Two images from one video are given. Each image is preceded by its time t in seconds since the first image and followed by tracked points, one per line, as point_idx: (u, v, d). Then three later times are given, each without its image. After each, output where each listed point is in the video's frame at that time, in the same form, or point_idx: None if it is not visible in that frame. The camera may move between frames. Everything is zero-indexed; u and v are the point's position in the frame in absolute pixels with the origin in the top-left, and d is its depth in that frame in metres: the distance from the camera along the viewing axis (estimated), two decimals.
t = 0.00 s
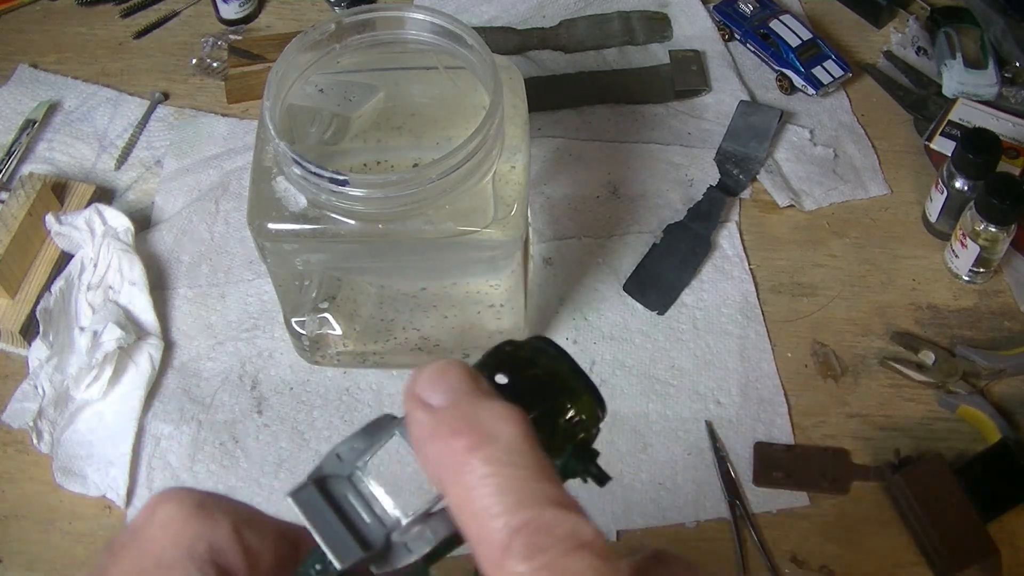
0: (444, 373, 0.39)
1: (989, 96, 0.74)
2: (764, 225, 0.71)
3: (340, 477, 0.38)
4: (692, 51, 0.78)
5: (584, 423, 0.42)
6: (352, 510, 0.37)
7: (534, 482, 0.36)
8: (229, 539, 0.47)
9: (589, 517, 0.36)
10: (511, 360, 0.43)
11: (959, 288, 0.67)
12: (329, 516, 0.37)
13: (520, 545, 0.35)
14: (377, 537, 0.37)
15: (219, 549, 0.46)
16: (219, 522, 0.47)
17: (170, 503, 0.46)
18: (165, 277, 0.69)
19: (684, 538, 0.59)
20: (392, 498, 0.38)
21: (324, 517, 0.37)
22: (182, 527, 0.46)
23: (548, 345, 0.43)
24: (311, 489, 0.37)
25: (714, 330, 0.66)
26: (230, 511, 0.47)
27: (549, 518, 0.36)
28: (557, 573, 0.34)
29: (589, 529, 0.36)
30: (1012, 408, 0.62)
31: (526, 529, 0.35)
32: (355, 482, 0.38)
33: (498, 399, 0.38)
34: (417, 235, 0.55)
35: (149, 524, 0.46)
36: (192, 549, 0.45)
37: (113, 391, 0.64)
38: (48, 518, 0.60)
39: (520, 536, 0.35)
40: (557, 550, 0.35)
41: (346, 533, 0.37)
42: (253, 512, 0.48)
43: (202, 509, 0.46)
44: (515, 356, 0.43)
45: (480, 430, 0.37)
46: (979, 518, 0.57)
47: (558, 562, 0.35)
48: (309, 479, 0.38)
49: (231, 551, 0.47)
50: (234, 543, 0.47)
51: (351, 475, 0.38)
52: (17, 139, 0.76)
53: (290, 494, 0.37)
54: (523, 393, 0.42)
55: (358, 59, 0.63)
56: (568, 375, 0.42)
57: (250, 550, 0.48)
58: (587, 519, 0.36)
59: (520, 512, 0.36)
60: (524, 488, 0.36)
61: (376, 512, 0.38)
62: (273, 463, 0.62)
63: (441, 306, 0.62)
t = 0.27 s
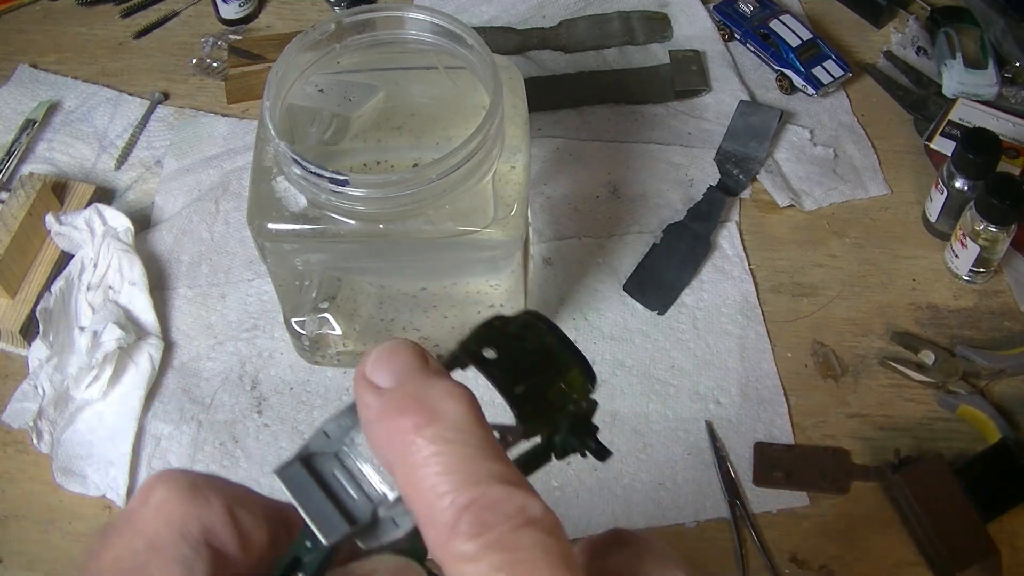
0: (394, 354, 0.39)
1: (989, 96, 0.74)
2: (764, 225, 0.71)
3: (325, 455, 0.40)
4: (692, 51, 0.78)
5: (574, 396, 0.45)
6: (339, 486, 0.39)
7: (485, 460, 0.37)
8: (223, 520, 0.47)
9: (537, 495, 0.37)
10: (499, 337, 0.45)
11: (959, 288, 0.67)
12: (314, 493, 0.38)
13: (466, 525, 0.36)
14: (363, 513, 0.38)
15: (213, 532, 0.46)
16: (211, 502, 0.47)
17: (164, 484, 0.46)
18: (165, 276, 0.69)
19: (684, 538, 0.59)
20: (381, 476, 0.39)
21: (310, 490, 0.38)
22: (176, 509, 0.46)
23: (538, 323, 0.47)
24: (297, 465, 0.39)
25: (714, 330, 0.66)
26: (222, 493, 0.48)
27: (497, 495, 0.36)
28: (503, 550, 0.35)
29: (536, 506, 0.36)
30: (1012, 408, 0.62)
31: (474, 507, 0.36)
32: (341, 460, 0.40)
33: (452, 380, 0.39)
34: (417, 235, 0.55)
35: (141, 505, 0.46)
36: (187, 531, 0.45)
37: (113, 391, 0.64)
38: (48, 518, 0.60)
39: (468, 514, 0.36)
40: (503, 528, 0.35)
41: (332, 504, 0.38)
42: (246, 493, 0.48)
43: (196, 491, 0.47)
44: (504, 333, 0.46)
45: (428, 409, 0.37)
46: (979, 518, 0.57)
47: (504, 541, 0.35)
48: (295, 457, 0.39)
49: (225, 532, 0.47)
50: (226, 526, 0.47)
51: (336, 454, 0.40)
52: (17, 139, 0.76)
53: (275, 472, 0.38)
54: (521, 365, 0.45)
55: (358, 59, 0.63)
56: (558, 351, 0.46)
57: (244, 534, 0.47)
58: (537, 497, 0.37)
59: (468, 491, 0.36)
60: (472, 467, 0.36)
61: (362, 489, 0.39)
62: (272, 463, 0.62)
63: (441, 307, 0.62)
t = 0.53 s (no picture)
0: (424, 414, 0.39)
1: (989, 96, 0.74)
2: (764, 225, 0.71)
3: (251, 407, 0.36)
4: (692, 51, 0.78)
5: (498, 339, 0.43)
6: (262, 437, 0.36)
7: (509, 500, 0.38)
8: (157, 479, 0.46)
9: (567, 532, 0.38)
10: (416, 285, 0.43)
11: (958, 287, 0.67)
12: (238, 444, 0.35)
13: (500, 564, 0.37)
14: (288, 463, 0.36)
15: (145, 490, 0.46)
16: (144, 463, 0.46)
17: (96, 446, 0.46)
18: (165, 276, 0.69)
19: (684, 538, 0.59)
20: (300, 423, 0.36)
21: (234, 447, 0.35)
22: (108, 470, 0.45)
23: (459, 271, 0.44)
24: (221, 420, 0.36)
25: (714, 330, 0.66)
26: (156, 454, 0.47)
27: (522, 534, 0.38)
28: None
29: (566, 542, 0.37)
30: (1011, 408, 0.62)
31: (504, 548, 0.38)
32: (265, 410, 0.36)
33: (478, 431, 0.40)
34: (417, 236, 0.55)
35: (76, 470, 0.46)
36: (118, 491, 0.45)
37: (112, 391, 0.64)
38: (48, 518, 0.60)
39: (499, 555, 0.38)
40: (533, 564, 0.37)
41: (256, 458, 0.35)
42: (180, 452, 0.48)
43: (129, 452, 0.46)
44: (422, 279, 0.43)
45: (460, 462, 0.39)
46: (980, 518, 0.57)
47: None
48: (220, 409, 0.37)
49: (158, 491, 0.46)
50: (159, 485, 0.46)
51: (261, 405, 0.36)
52: (17, 139, 0.76)
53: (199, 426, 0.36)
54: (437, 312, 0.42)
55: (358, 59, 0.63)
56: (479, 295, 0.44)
57: (178, 493, 0.47)
58: (567, 532, 0.38)
59: (502, 532, 0.38)
60: (503, 508, 0.38)
61: (287, 438, 0.36)
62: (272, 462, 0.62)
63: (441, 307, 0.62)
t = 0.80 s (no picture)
0: (450, 378, 0.38)
1: (989, 96, 0.74)
2: (764, 225, 0.71)
3: (262, 413, 0.36)
4: (692, 51, 0.78)
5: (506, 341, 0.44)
6: (273, 445, 0.36)
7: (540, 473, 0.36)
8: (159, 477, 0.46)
9: (601, 507, 0.36)
10: (427, 286, 0.43)
11: (959, 288, 0.67)
12: (250, 455, 0.35)
13: (528, 539, 0.35)
14: (300, 474, 0.36)
15: (148, 488, 0.46)
16: (146, 460, 0.46)
17: (96, 443, 0.45)
18: (165, 276, 0.69)
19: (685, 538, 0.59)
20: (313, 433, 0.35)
21: (246, 457, 0.35)
22: (110, 468, 0.45)
23: (466, 268, 0.46)
24: (233, 428, 0.35)
25: (714, 330, 0.66)
26: (158, 449, 0.47)
27: (554, 508, 0.36)
28: (567, 564, 0.34)
29: (601, 518, 0.36)
30: (1011, 408, 0.62)
31: (533, 521, 0.36)
32: (276, 417, 0.36)
33: (507, 397, 0.38)
34: (417, 236, 0.55)
35: (75, 468, 0.45)
36: (122, 491, 0.45)
37: (113, 391, 0.64)
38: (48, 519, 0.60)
39: (527, 528, 0.35)
40: (566, 541, 0.35)
41: (268, 469, 0.35)
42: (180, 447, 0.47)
43: (129, 449, 0.46)
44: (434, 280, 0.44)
45: (488, 425, 0.37)
46: (980, 519, 0.57)
47: (567, 554, 0.35)
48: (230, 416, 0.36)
49: (161, 489, 0.46)
50: (162, 482, 0.46)
51: (272, 411, 0.36)
52: (17, 139, 0.76)
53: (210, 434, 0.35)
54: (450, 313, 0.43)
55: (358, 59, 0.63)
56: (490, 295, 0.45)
57: (181, 488, 0.47)
58: (601, 508, 0.36)
59: (532, 505, 0.36)
60: (534, 478, 0.36)
61: (298, 446, 0.36)
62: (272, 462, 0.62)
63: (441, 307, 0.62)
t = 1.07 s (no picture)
0: (418, 312, 0.37)
1: (989, 96, 0.74)
2: (763, 225, 0.71)
3: (318, 463, 0.38)
4: (692, 51, 0.78)
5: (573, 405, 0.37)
6: (329, 497, 0.37)
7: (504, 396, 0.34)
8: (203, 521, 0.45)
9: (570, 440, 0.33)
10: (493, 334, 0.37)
11: (958, 287, 0.67)
12: (304, 505, 0.36)
13: (495, 467, 0.33)
14: (356, 529, 0.37)
15: (193, 531, 0.44)
16: (191, 502, 0.45)
17: (140, 479, 0.44)
18: (165, 276, 0.69)
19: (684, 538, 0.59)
20: (368, 487, 0.37)
21: (300, 507, 0.36)
22: (153, 508, 0.44)
23: (535, 319, 0.38)
24: (289, 478, 0.37)
25: (713, 329, 0.66)
26: (203, 490, 0.46)
27: (527, 437, 0.33)
28: (532, 493, 0.32)
29: (570, 450, 0.33)
30: (1012, 408, 0.62)
31: (501, 449, 0.33)
32: (332, 467, 0.38)
33: (477, 329, 0.36)
34: (417, 236, 0.55)
35: (118, 504, 0.44)
36: (165, 535, 0.44)
37: (113, 391, 0.64)
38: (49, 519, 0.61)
39: (494, 456, 0.33)
40: (531, 470, 0.32)
41: (321, 519, 0.36)
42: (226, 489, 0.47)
43: (173, 489, 0.45)
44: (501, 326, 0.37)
45: (453, 353, 0.35)
46: (980, 519, 0.57)
47: (533, 484, 0.32)
48: (286, 465, 0.37)
49: (206, 534, 0.45)
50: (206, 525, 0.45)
51: (327, 461, 0.38)
52: (17, 139, 0.76)
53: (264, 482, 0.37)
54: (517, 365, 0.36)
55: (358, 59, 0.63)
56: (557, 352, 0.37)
57: (225, 531, 0.46)
58: (568, 441, 0.33)
59: (496, 430, 0.33)
60: (501, 408, 0.33)
61: (354, 498, 0.37)
62: (272, 463, 0.62)
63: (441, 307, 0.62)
